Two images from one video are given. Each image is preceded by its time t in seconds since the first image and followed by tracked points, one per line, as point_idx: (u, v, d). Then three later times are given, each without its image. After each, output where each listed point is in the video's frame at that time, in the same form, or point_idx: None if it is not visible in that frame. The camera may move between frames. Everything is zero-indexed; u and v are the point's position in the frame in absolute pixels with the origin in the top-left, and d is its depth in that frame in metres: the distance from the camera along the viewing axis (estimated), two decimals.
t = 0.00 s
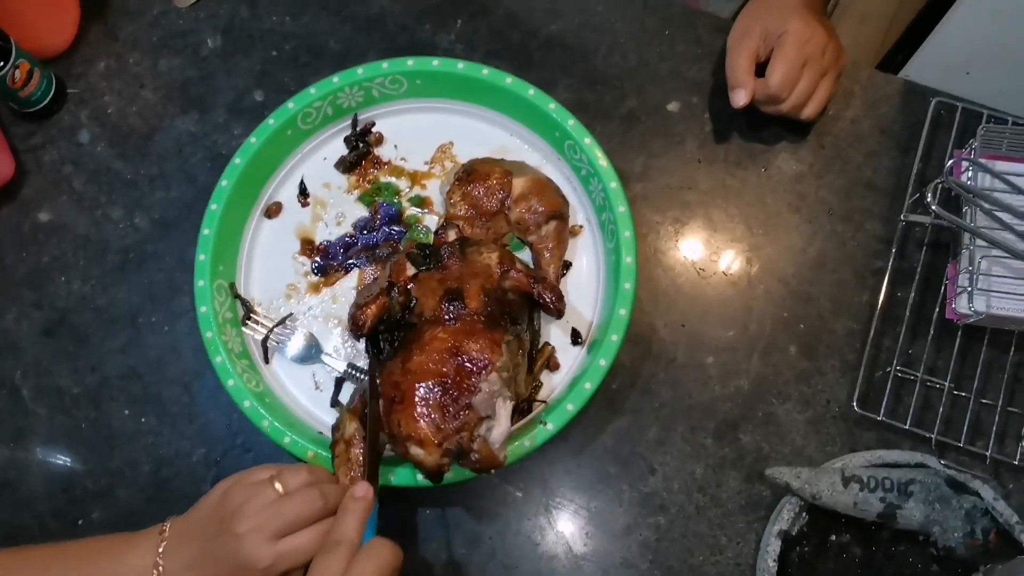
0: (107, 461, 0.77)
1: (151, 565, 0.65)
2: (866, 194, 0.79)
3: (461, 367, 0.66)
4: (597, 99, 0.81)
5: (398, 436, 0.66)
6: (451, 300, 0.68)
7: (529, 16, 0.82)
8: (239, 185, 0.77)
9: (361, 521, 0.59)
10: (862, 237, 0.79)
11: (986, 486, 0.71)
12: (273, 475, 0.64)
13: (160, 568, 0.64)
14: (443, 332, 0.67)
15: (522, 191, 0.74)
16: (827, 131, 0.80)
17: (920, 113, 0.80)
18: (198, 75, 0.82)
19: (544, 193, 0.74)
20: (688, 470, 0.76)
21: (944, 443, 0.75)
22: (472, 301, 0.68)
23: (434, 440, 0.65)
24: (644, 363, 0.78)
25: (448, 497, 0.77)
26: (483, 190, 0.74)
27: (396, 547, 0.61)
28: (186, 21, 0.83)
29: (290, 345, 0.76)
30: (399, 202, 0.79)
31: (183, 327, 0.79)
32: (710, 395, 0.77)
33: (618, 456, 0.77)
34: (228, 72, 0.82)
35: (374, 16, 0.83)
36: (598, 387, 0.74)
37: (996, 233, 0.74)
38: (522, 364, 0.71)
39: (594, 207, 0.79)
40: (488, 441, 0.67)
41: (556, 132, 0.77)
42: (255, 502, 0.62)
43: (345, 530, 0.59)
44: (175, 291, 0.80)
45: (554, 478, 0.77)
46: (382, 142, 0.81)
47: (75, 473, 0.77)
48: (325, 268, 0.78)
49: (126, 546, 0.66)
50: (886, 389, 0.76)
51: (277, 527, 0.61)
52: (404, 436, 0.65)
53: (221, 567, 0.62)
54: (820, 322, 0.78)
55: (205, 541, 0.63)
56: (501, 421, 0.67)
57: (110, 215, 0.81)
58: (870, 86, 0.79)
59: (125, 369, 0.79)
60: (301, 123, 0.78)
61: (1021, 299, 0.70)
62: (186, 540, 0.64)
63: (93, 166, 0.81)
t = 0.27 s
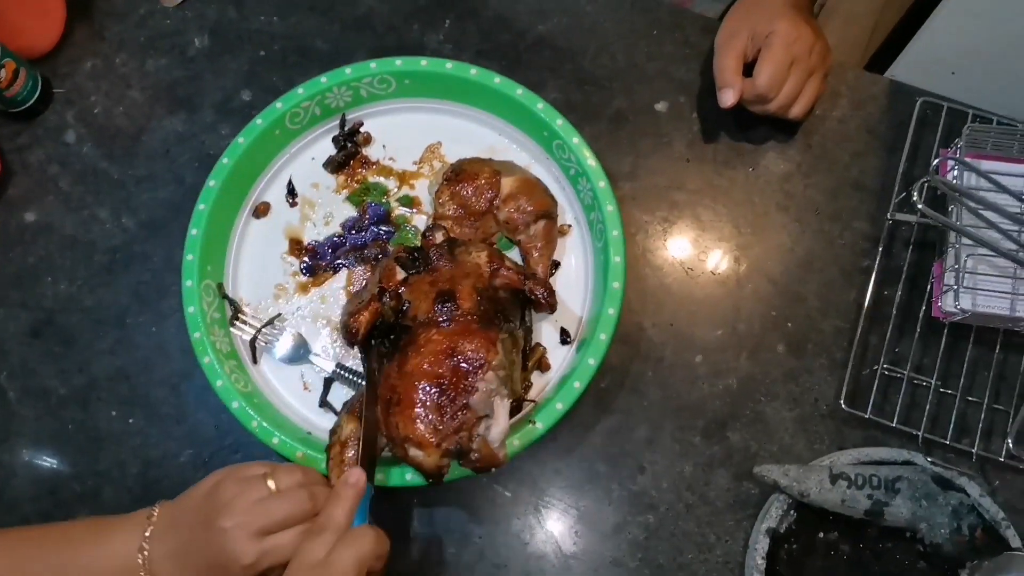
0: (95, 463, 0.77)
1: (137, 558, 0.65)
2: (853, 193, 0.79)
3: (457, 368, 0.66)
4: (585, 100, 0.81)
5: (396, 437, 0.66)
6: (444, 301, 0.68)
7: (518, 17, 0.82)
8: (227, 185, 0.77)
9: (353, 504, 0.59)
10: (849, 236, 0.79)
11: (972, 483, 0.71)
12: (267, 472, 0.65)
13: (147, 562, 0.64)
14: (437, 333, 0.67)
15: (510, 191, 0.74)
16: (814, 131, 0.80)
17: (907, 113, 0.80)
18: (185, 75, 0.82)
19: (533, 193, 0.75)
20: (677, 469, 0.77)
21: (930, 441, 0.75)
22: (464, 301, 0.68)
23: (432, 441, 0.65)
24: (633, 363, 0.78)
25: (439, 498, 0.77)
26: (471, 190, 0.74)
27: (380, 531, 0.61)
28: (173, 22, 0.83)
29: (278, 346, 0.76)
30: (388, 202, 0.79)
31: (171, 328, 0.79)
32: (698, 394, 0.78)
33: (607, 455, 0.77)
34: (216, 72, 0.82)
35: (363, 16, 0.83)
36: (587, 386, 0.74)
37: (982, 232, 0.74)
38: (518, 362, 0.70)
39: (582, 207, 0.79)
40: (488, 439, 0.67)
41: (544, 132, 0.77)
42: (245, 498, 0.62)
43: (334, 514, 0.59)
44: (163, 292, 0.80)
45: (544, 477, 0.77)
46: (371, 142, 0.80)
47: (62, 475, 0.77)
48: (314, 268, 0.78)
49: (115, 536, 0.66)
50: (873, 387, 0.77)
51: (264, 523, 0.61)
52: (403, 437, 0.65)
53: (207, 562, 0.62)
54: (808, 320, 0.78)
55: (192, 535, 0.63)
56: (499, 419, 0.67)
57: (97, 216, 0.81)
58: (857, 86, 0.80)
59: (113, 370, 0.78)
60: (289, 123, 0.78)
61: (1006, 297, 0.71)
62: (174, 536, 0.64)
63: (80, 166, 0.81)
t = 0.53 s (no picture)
0: (87, 465, 0.76)
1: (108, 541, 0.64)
2: (846, 194, 0.80)
3: (450, 370, 0.66)
4: (579, 100, 0.81)
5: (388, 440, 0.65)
6: (437, 303, 0.68)
7: (511, 18, 0.82)
8: (220, 187, 0.76)
9: (342, 531, 0.59)
10: (843, 237, 0.79)
11: (965, 483, 0.72)
12: (237, 450, 0.62)
13: (117, 544, 0.64)
14: (430, 337, 0.67)
15: (504, 192, 0.74)
16: (808, 132, 0.80)
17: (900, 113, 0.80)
18: (178, 75, 0.82)
19: (527, 194, 0.74)
20: (671, 470, 0.77)
21: (924, 442, 0.76)
22: (458, 304, 0.68)
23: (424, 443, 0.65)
24: (627, 364, 0.78)
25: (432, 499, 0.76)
26: (465, 193, 0.74)
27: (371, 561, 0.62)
28: (165, 22, 0.82)
29: (272, 348, 0.75)
30: (382, 203, 0.79)
31: (163, 329, 0.79)
32: (693, 395, 0.78)
33: (601, 457, 0.77)
34: (209, 72, 0.82)
35: (356, 16, 0.82)
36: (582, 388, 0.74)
37: (975, 232, 0.75)
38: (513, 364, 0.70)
39: (576, 208, 0.79)
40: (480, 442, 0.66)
41: (539, 133, 0.77)
42: (209, 472, 0.60)
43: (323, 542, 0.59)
44: (156, 293, 0.79)
45: (538, 479, 0.77)
46: (364, 143, 0.80)
47: (53, 477, 0.76)
48: (307, 269, 0.78)
49: (85, 510, 0.65)
50: (867, 387, 0.77)
51: (224, 497, 0.58)
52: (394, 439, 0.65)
53: (171, 538, 0.60)
54: (802, 321, 0.78)
55: (156, 511, 0.61)
56: (492, 422, 0.67)
57: (89, 217, 0.80)
58: (850, 87, 0.80)
59: (105, 372, 0.78)
60: (282, 124, 0.78)
61: (999, 298, 0.71)
62: (141, 512, 0.63)
63: (72, 167, 0.81)
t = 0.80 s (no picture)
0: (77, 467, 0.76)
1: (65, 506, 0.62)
2: (838, 194, 0.80)
3: (435, 360, 0.66)
4: (572, 100, 0.81)
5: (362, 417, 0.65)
6: (437, 299, 0.69)
7: (504, 18, 0.82)
8: (211, 187, 0.76)
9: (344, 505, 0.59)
10: (835, 238, 0.79)
11: (958, 484, 0.71)
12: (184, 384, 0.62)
13: (71, 495, 0.62)
14: (422, 326, 0.67)
15: (497, 193, 0.74)
16: (800, 133, 0.80)
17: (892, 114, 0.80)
18: (169, 75, 0.82)
19: (520, 195, 0.74)
20: (664, 471, 0.76)
21: (916, 442, 0.76)
22: (455, 301, 0.69)
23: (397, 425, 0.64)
24: (620, 364, 0.78)
25: (424, 499, 0.76)
26: (458, 196, 0.74)
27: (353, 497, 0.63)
28: (157, 22, 0.82)
29: (262, 349, 0.75)
30: (374, 204, 0.79)
31: (154, 330, 0.78)
32: (685, 396, 0.78)
33: (594, 457, 0.77)
34: (201, 72, 0.82)
35: (349, 16, 0.82)
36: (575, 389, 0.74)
37: (966, 233, 0.75)
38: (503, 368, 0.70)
39: (570, 209, 0.79)
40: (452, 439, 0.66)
41: (532, 134, 0.77)
42: (159, 397, 0.59)
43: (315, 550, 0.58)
44: (147, 293, 0.79)
45: (531, 479, 0.77)
46: (357, 143, 0.80)
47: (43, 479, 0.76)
48: (299, 270, 0.77)
49: (37, 479, 0.63)
50: (859, 388, 0.77)
51: (174, 409, 0.58)
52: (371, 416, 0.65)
53: (118, 469, 0.59)
54: (794, 321, 0.78)
55: (106, 451, 0.61)
56: (469, 417, 0.66)
57: (80, 217, 0.80)
58: (842, 88, 0.80)
59: (95, 373, 0.78)
60: (274, 124, 0.77)
61: (990, 298, 0.71)
62: (93, 462, 0.62)
63: (63, 167, 0.80)
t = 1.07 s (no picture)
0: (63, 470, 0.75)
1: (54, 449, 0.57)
2: (828, 196, 0.80)
3: (431, 286, 0.64)
4: (562, 102, 0.81)
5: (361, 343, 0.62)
6: (428, 258, 0.68)
7: (494, 19, 0.82)
8: (199, 188, 0.75)
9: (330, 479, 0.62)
10: (825, 239, 0.79)
11: (947, 485, 0.71)
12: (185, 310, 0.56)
13: (58, 437, 0.57)
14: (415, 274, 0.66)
15: (486, 195, 0.74)
16: (789, 135, 0.80)
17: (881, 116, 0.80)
18: (157, 75, 0.81)
19: (509, 196, 0.74)
20: (654, 473, 0.76)
21: (905, 443, 0.76)
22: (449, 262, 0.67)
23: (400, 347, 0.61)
24: (610, 366, 0.78)
25: (413, 502, 0.76)
26: (447, 199, 0.74)
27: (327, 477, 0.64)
28: (144, 22, 0.82)
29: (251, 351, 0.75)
30: (363, 205, 0.78)
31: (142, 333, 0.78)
32: (676, 398, 0.78)
33: (584, 459, 0.77)
34: (189, 72, 0.81)
35: (338, 17, 0.82)
36: (565, 390, 0.74)
37: (955, 234, 0.75)
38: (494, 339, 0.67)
39: (560, 210, 0.79)
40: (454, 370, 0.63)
41: (522, 135, 0.77)
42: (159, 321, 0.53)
43: (308, 526, 0.60)
44: (134, 295, 0.78)
45: (521, 481, 0.77)
46: (346, 145, 0.80)
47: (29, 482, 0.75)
48: (288, 272, 0.77)
49: (24, 418, 0.59)
50: (849, 389, 0.77)
51: (173, 333, 0.52)
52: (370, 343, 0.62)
53: (106, 403, 0.54)
54: (784, 323, 0.78)
55: (91, 388, 0.55)
56: (470, 341, 0.64)
57: (67, 219, 0.79)
58: (831, 90, 0.80)
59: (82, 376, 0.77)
60: (263, 125, 0.77)
61: (979, 300, 0.71)
62: (78, 402, 0.56)
63: (50, 168, 0.80)
